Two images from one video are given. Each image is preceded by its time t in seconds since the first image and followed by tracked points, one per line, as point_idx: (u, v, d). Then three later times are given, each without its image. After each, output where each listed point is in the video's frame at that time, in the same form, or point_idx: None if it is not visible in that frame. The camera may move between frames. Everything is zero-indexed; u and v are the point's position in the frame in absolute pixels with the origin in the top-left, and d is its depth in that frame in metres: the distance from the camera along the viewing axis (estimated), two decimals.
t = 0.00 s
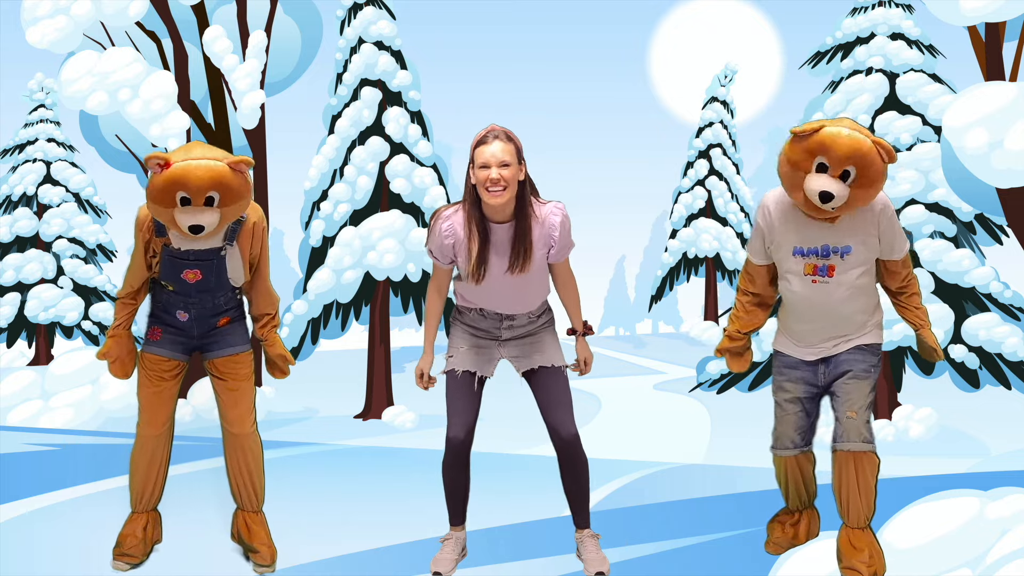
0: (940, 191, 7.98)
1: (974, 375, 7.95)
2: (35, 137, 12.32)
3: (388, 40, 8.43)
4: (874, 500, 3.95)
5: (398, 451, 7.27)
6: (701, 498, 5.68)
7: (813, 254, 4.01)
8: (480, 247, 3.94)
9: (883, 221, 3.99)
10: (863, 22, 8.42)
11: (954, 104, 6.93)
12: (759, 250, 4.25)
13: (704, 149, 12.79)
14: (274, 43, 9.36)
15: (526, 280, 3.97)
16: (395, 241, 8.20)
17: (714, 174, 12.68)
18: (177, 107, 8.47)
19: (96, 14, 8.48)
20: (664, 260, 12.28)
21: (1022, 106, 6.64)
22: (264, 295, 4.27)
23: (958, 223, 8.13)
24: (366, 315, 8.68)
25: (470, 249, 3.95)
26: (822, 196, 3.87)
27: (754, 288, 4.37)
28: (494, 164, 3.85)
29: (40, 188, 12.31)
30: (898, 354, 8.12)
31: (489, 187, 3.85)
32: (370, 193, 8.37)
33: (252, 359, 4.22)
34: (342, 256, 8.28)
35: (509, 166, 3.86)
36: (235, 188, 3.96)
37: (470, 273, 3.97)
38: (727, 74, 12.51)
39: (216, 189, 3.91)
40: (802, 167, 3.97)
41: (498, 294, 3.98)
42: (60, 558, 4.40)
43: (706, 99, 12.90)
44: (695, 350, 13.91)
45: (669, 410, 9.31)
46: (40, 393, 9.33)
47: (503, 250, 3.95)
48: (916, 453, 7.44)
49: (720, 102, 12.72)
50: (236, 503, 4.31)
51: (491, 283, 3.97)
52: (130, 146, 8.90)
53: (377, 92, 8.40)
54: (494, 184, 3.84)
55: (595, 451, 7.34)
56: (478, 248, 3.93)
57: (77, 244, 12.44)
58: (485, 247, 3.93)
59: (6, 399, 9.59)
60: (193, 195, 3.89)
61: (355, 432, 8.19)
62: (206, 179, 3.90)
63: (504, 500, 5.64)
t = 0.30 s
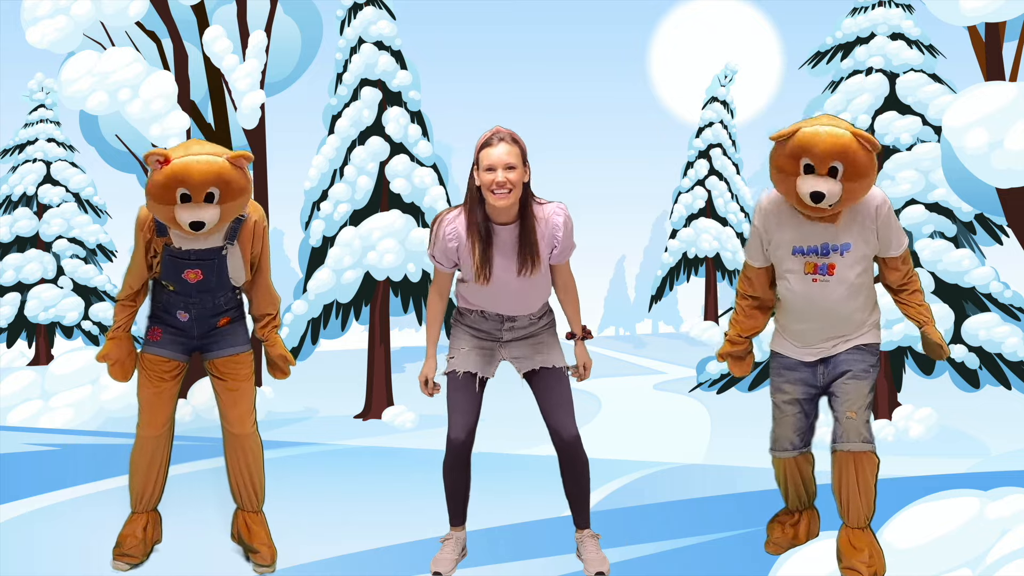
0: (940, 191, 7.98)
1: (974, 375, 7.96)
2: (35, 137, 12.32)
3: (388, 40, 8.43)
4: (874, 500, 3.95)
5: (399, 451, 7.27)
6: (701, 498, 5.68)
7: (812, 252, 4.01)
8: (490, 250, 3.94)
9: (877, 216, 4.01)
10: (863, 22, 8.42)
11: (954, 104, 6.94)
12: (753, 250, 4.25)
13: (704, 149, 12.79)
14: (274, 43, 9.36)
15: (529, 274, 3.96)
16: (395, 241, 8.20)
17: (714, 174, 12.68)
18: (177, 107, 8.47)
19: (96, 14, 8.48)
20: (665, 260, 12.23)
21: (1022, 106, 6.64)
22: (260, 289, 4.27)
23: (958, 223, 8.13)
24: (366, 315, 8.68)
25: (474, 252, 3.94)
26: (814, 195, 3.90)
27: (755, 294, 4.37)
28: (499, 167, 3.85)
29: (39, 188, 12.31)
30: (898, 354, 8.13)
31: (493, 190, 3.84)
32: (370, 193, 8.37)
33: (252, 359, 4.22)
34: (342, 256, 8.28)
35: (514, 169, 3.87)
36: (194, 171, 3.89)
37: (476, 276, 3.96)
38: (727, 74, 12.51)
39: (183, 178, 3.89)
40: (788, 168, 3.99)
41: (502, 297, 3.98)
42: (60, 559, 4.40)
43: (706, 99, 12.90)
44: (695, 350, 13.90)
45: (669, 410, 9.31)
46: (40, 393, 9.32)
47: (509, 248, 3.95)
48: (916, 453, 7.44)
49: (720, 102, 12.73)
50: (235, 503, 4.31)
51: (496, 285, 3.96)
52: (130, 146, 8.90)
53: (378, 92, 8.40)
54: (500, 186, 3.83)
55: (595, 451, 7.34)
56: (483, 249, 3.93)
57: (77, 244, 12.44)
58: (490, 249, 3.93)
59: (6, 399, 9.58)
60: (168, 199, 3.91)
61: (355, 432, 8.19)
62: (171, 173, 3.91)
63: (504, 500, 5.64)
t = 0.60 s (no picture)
0: (940, 191, 7.97)
1: (974, 375, 7.96)
2: (35, 137, 12.32)
3: (388, 40, 8.43)
4: (872, 500, 3.95)
5: (399, 451, 7.27)
6: (701, 498, 5.68)
7: (814, 249, 4.01)
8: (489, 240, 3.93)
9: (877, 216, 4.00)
10: (863, 22, 8.41)
11: (954, 104, 6.93)
12: (754, 247, 4.26)
13: (704, 149, 12.79)
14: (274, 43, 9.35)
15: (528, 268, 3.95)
16: (395, 241, 8.20)
17: (714, 174, 12.69)
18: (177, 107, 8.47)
19: (96, 14, 8.48)
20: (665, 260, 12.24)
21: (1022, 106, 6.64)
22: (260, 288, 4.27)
23: (958, 223, 8.12)
24: (366, 315, 8.67)
25: (475, 241, 3.93)
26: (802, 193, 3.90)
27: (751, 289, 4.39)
28: (498, 154, 3.85)
29: (39, 188, 12.31)
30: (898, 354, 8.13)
31: (493, 178, 3.84)
32: (370, 193, 8.37)
33: (252, 359, 4.22)
34: (342, 256, 8.28)
35: (514, 156, 3.87)
36: (206, 166, 3.89)
37: (476, 266, 3.95)
38: (727, 74, 12.51)
39: (190, 171, 3.88)
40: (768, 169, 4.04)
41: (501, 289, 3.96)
42: (60, 558, 4.40)
43: (706, 99, 12.89)
44: (695, 350, 13.90)
45: (669, 410, 9.31)
46: (40, 393, 9.32)
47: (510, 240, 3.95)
48: (916, 453, 7.44)
49: (720, 102, 12.72)
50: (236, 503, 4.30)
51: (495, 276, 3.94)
52: (130, 146, 8.90)
53: (378, 92, 8.40)
54: (500, 175, 3.84)
55: (595, 451, 7.34)
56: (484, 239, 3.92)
57: (77, 244, 12.43)
58: (490, 238, 3.92)
59: (6, 399, 9.57)
60: (169, 188, 3.91)
61: (355, 432, 8.20)
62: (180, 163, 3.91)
63: (504, 500, 5.64)
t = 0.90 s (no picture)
0: (940, 191, 7.97)
1: (974, 375, 7.96)
2: (35, 137, 12.33)
3: (388, 40, 8.43)
4: (868, 504, 3.96)
5: (399, 451, 7.27)
6: (701, 498, 5.68)
7: (802, 248, 4.03)
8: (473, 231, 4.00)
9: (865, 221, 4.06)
10: (863, 22, 8.41)
11: (954, 104, 6.93)
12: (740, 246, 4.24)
13: (704, 149, 12.80)
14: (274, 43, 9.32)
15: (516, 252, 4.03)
16: (395, 241, 8.20)
17: (714, 174, 12.69)
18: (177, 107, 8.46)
19: (96, 14, 8.49)
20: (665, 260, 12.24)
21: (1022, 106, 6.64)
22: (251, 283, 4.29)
23: (958, 223, 8.12)
24: (366, 315, 8.67)
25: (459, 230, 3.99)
26: (804, 183, 3.90)
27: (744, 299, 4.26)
28: (494, 146, 3.95)
29: (39, 188, 12.32)
30: (898, 354, 8.14)
31: (489, 169, 3.93)
32: (370, 193, 8.37)
33: (247, 363, 4.22)
34: (342, 256, 8.28)
35: (507, 149, 3.97)
36: (184, 145, 3.90)
37: (460, 255, 3.99)
38: (727, 74, 12.51)
39: (175, 153, 3.90)
40: (791, 144, 3.96)
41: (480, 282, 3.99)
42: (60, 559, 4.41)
43: (706, 99, 12.89)
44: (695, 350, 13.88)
45: (669, 410, 9.31)
46: (40, 393, 9.32)
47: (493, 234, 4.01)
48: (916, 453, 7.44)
49: (720, 102, 12.72)
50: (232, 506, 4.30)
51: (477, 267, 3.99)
52: (130, 146, 8.89)
53: (377, 92, 8.40)
54: (495, 165, 3.92)
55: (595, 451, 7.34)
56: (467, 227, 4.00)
57: (77, 244, 12.40)
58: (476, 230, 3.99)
59: (6, 399, 9.57)
60: (159, 178, 3.91)
61: (355, 432, 8.20)
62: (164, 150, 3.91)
63: (504, 500, 5.64)
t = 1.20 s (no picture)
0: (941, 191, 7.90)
1: (974, 375, 7.95)
2: (35, 137, 12.33)
3: (388, 40, 8.43)
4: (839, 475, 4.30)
5: (399, 451, 7.26)
6: (701, 498, 5.68)
7: (825, 180, 4.21)
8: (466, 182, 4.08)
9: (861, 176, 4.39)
10: (863, 21, 8.41)
11: (954, 104, 6.93)
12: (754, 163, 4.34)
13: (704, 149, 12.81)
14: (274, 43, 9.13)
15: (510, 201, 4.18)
16: (395, 241, 8.21)
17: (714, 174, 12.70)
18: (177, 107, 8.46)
19: (95, 14, 8.49)
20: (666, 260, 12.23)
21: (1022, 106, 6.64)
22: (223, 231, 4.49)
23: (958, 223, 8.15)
24: (366, 315, 8.67)
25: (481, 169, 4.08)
26: (850, 117, 4.09)
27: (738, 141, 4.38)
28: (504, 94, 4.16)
29: (39, 188, 12.33)
30: (898, 353, 8.14)
31: (505, 112, 4.17)
32: (370, 193, 8.37)
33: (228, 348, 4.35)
34: (342, 256, 8.28)
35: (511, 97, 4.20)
36: (215, 101, 4.16)
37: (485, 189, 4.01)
38: (727, 74, 12.51)
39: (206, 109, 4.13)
40: (834, 82, 4.14)
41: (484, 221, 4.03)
42: (60, 558, 4.40)
43: (707, 99, 12.89)
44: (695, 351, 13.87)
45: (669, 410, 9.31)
46: (39, 392, 9.31)
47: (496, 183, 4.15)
48: (916, 453, 7.43)
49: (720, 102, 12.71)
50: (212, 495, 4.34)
51: (482, 207, 4.02)
52: (130, 146, 8.88)
53: (377, 92, 8.39)
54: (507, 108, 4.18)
55: (595, 451, 7.34)
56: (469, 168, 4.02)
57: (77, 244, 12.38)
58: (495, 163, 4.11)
59: (5, 399, 9.57)
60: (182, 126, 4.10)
61: (355, 432, 8.20)
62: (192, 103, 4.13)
63: (504, 500, 5.64)
